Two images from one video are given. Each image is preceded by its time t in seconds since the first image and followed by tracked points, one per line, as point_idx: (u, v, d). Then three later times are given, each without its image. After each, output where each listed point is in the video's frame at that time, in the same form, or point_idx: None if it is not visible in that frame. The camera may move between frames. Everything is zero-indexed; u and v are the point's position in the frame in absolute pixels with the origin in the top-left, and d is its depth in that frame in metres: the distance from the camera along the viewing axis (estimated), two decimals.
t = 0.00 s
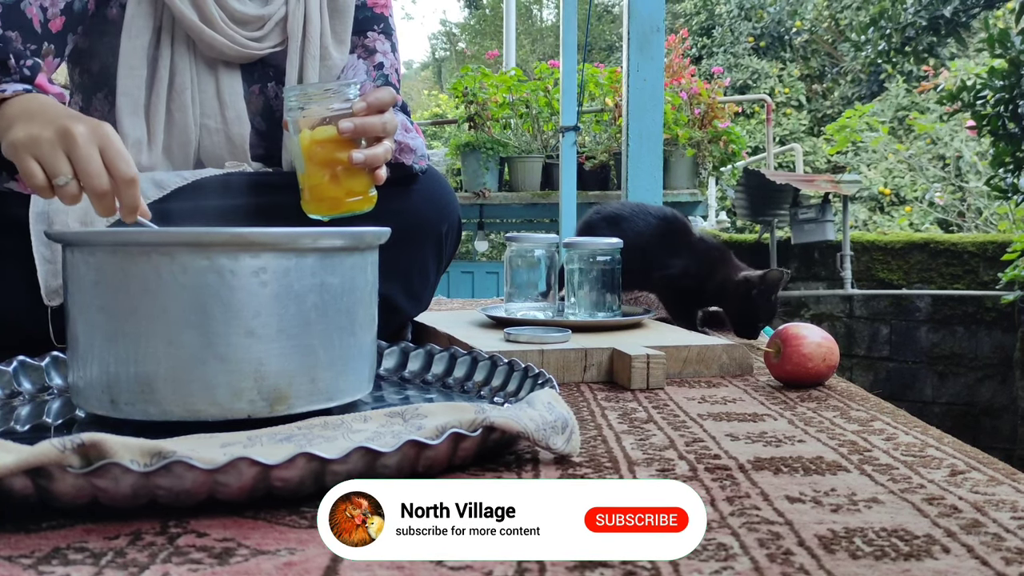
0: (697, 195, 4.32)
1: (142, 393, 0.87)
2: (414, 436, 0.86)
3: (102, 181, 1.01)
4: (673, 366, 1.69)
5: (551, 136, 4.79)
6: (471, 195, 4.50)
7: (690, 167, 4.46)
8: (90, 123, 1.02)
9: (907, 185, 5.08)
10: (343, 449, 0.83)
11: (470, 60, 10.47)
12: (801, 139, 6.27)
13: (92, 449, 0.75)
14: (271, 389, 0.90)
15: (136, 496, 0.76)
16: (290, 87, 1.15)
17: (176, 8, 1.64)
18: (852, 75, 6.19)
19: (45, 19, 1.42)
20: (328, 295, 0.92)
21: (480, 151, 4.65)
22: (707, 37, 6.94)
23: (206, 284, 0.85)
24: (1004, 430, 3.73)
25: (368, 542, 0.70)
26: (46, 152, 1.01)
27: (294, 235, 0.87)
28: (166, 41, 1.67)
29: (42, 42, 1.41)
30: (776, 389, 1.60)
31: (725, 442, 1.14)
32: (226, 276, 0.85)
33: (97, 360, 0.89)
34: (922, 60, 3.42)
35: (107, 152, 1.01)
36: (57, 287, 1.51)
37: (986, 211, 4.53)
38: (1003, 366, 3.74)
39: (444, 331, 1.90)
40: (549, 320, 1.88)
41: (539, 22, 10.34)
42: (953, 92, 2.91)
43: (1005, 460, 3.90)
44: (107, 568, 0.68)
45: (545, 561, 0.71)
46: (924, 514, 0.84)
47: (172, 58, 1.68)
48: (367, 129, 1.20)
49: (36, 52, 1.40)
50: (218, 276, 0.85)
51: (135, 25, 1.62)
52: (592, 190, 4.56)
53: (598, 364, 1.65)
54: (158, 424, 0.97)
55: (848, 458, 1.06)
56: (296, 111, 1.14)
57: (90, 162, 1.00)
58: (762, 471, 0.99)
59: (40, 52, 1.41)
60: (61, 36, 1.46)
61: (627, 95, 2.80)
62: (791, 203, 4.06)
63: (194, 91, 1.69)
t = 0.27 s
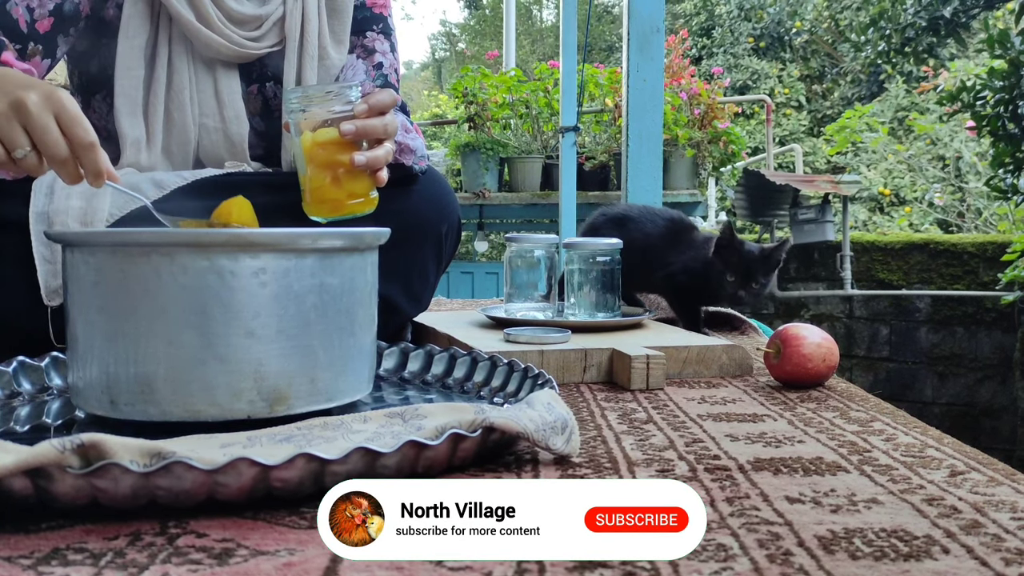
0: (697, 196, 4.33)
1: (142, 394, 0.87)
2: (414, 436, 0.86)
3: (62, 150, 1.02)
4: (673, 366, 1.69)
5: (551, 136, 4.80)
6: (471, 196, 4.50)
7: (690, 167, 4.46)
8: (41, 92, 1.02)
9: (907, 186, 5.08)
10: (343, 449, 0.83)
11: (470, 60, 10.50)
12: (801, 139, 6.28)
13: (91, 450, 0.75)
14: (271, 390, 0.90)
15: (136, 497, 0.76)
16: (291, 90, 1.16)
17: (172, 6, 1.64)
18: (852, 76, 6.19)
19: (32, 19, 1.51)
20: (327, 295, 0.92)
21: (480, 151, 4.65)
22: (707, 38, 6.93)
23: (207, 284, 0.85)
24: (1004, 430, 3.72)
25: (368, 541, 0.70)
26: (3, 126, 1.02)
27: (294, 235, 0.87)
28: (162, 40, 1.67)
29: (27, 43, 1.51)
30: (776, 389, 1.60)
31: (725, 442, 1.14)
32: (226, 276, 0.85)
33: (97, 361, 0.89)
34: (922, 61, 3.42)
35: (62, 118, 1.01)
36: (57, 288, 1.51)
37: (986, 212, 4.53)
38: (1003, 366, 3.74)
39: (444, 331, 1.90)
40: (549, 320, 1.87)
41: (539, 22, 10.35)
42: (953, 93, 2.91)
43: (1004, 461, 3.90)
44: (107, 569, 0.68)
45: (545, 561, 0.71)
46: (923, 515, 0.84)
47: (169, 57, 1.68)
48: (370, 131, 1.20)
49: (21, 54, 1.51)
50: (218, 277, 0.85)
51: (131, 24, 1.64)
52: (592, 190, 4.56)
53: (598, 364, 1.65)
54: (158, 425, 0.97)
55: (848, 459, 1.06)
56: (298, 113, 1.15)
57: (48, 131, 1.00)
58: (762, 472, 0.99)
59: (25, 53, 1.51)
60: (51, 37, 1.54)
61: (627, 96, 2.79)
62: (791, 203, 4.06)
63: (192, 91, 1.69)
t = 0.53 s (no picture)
0: (697, 196, 4.33)
1: (142, 394, 0.87)
2: (414, 436, 0.86)
3: (17, 51, 1.08)
4: (673, 367, 1.69)
5: (551, 136, 4.80)
6: (471, 196, 4.50)
7: (690, 167, 4.47)
8: None
9: (907, 186, 5.08)
10: (343, 450, 0.83)
11: (471, 60, 10.52)
12: (801, 139, 6.28)
13: (91, 450, 0.75)
14: (271, 390, 0.90)
15: (136, 497, 0.76)
16: (288, 108, 1.15)
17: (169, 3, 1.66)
18: (852, 76, 6.20)
19: None
20: (327, 295, 0.92)
21: (480, 151, 4.66)
22: (707, 38, 6.93)
23: (207, 284, 0.85)
24: (1004, 430, 3.70)
25: (368, 541, 0.70)
26: None
27: (294, 235, 0.87)
28: (160, 37, 1.68)
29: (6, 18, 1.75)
30: (776, 389, 1.60)
31: (725, 442, 1.14)
32: (226, 277, 0.85)
33: (97, 361, 0.89)
34: (922, 61, 3.42)
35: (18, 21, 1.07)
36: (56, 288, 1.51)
37: (986, 212, 4.54)
38: (1003, 366, 3.71)
39: (444, 331, 1.90)
40: (549, 321, 1.88)
41: (539, 22, 10.36)
42: (952, 93, 2.92)
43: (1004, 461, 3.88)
44: (106, 569, 0.68)
45: (545, 562, 0.71)
46: (923, 515, 0.84)
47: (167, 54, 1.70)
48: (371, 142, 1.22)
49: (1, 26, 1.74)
50: (218, 277, 0.85)
51: (129, 22, 1.66)
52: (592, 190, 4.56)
53: (598, 364, 1.65)
54: (157, 425, 0.97)
55: (847, 459, 1.06)
56: (297, 131, 1.16)
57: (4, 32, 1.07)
58: (762, 472, 0.99)
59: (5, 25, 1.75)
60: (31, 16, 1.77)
61: (627, 96, 2.75)
62: (790, 203, 4.06)
63: (190, 88, 1.70)
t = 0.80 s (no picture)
0: (697, 196, 4.34)
1: (142, 393, 0.87)
2: (414, 436, 0.86)
3: None
4: (673, 366, 1.69)
5: (551, 136, 4.80)
6: (471, 196, 4.50)
7: (690, 167, 4.47)
8: None
9: (907, 186, 5.08)
10: (342, 449, 0.82)
11: (471, 60, 10.54)
12: (801, 140, 6.28)
13: (91, 450, 0.75)
14: (271, 390, 0.90)
15: (136, 496, 0.76)
16: (258, 122, 1.10)
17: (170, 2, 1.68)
18: (852, 76, 6.21)
19: None
20: (327, 295, 0.92)
21: (480, 152, 4.66)
22: (707, 38, 6.93)
23: (207, 284, 0.85)
24: (1004, 431, 3.69)
25: (368, 541, 0.70)
26: None
27: (294, 236, 0.87)
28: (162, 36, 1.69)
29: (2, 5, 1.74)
30: (776, 389, 1.60)
31: (725, 442, 1.14)
32: (226, 277, 0.85)
33: (97, 361, 0.89)
34: (922, 61, 3.41)
35: None
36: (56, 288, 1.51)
37: (986, 213, 4.54)
38: (1003, 367, 3.71)
39: (444, 331, 1.90)
40: (550, 320, 1.88)
41: (539, 22, 10.36)
42: (952, 94, 2.92)
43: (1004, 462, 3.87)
44: (107, 569, 0.68)
45: (545, 562, 0.71)
46: (923, 515, 0.84)
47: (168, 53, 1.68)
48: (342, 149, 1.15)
49: None
50: (218, 277, 0.85)
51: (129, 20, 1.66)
52: (592, 191, 4.56)
53: (598, 364, 1.65)
54: (158, 425, 0.97)
55: (848, 459, 1.06)
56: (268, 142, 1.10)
57: None
58: (762, 472, 0.99)
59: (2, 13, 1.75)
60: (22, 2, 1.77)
61: (627, 96, 2.74)
62: (790, 203, 4.05)
63: (190, 87, 1.69)
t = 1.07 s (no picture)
0: (698, 197, 4.34)
1: (143, 393, 0.87)
2: (414, 436, 0.86)
3: None
4: (674, 366, 1.69)
5: (552, 137, 4.79)
6: (472, 196, 4.50)
7: (690, 167, 4.47)
8: None
9: (907, 186, 5.08)
10: (343, 449, 0.82)
11: (471, 61, 10.54)
12: (801, 140, 6.27)
13: (92, 450, 0.75)
14: (272, 390, 0.90)
15: (137, 496, 0.76)
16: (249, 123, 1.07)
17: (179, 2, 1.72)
18: (852, 76, 6.20)
19: None
20: (328, 295, 0.92)
21: (481, 152, 4.66)
22: (708, 38, 6.93)
23: (207, 284, 0.85)
24: (1004, 431, 3.68)
25: (368, 541, 0.70)
26: None
27: (295, 236, 0.87)
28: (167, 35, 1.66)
29: None
30: (777, 389, 1.60)
31: (725, 442, 1.14)
32: (227, 276, 0.85)
33: (98, 361, 0.89)
34: (922, 61, 3.41)
35: None
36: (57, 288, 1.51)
37: (986, 213, 4.55)
38: (1004, 367, 3.71)
39: (445, 331, 1.90)
40: (550, 320, 1.88)
41: (540, 23, 10.35)
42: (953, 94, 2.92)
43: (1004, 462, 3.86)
44: (108, 568, 0.68)
45: (545, 562, 0.71)
46: (924, 515, 0.84)
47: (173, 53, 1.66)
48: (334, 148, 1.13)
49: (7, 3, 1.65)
50: (219, 277, 0.85)
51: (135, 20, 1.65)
52: (592, 191, 4.56)
53: (599, 364, 1.65)
54: (159, 425, 0.97)
55: (848, 459, 1.06)
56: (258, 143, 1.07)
57: None
58: (763, 471, 0.99)
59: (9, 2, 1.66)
60: None
61: (627, 96, 2.73)
62: (791, 204, 4.05)
63: (195, 87, 1.68)
